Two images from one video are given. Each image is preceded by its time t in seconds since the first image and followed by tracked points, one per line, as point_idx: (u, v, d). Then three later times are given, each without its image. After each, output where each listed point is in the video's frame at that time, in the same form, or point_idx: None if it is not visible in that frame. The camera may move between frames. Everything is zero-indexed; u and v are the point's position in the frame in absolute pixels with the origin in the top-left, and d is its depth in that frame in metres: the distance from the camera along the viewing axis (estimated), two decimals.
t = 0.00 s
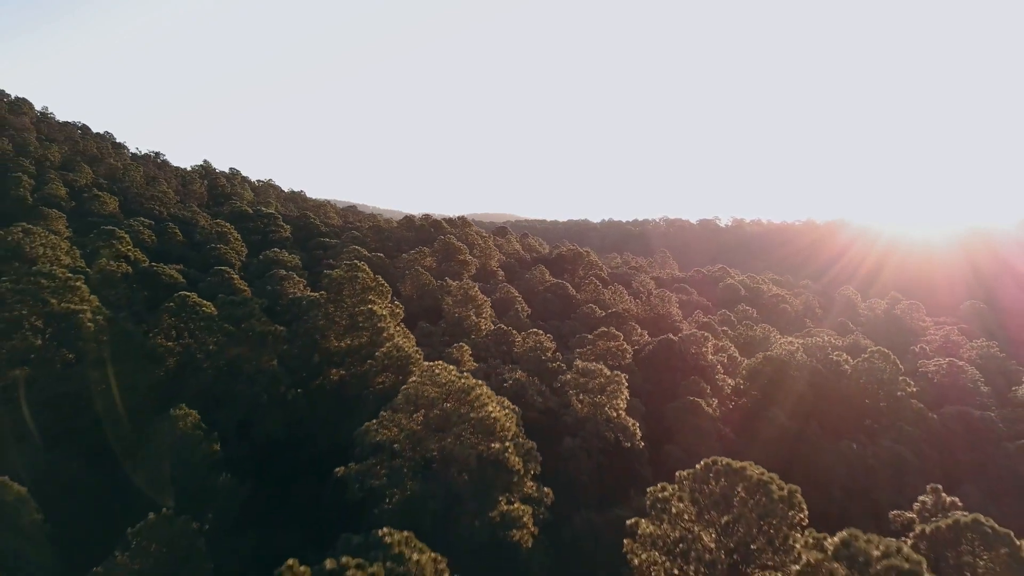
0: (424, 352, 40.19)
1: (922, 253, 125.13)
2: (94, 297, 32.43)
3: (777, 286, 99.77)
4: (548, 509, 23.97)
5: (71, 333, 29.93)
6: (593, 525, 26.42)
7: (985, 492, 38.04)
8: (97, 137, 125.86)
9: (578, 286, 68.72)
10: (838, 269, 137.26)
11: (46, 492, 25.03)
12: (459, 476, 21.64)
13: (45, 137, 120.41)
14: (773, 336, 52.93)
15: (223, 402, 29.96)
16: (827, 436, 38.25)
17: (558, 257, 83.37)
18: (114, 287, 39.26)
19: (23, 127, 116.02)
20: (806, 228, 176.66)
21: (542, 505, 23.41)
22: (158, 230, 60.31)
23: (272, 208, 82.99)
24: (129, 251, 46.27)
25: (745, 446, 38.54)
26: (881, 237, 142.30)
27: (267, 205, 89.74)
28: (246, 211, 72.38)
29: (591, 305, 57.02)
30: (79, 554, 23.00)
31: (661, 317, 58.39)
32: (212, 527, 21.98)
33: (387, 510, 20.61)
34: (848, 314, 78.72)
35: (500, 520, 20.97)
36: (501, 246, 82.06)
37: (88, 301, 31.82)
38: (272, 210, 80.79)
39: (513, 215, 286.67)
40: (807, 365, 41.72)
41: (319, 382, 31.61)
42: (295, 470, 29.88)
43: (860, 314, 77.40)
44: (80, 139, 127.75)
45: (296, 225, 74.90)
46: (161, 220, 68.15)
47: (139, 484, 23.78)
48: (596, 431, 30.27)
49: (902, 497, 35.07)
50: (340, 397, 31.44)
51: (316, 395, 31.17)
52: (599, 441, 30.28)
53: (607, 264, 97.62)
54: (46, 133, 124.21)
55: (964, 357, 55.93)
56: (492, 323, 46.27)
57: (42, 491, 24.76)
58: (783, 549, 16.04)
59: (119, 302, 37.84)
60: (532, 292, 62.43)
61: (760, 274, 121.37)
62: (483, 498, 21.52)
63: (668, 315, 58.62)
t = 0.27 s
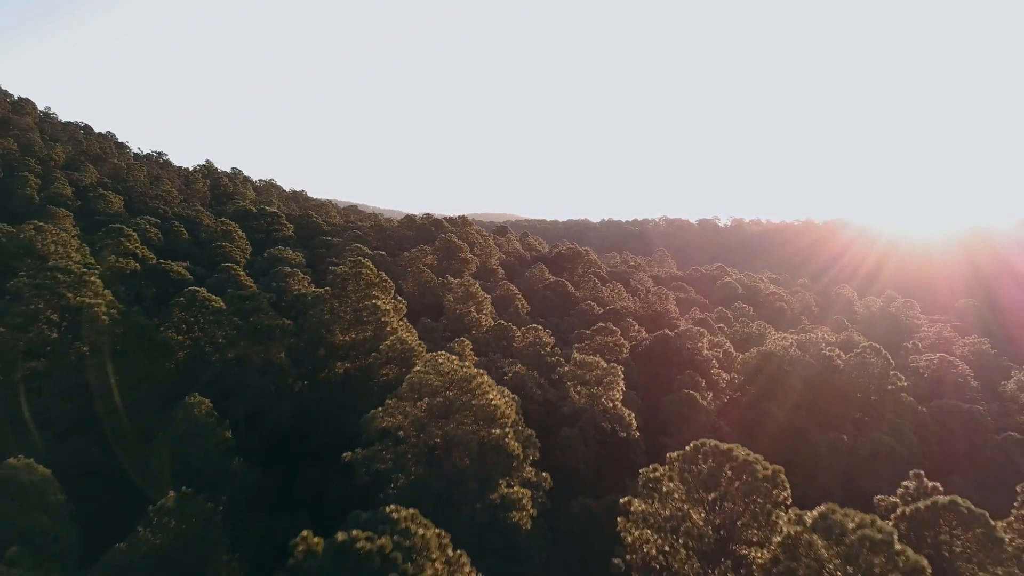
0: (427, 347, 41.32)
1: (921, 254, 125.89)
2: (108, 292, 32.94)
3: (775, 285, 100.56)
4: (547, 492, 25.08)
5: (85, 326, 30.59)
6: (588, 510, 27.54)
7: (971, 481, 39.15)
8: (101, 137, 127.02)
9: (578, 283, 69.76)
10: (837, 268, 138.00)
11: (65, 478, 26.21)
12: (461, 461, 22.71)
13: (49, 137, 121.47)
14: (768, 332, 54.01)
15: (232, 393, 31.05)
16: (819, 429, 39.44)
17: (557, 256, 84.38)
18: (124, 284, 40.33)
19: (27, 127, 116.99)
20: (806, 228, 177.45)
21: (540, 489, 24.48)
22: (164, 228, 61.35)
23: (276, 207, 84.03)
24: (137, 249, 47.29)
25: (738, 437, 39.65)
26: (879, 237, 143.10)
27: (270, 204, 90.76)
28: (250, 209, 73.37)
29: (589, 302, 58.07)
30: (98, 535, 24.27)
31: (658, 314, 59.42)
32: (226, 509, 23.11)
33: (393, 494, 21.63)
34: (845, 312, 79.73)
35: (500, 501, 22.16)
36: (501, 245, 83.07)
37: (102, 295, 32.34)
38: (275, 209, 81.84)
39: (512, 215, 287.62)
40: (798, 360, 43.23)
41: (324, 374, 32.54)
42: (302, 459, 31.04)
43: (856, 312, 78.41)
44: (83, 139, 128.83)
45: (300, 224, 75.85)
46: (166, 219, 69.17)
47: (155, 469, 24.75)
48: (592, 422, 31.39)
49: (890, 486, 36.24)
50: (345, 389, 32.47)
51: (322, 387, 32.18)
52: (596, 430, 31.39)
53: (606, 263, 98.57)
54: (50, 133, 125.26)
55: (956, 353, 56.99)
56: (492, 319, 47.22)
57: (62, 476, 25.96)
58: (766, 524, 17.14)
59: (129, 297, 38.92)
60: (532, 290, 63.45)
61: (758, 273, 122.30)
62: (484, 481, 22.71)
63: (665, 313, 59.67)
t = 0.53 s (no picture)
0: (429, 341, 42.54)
1: (920, 254, 126.80)
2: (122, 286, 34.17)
3: (773, 284, 101.58)
4: (546, 474, 26.28)
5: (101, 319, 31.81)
6: (585, 494, 28.80)
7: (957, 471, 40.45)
8: (105, 137, 128.27)
9: (577, 281, 70.93)
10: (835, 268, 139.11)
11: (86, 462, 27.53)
12: (464, 445, 23.86)
13: (54, 137, 122.60)
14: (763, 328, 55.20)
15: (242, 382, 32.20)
16: (809, 421, 40.72)
17: (557, 254, 85.53)
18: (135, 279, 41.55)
19: (32, 127, 118.13)
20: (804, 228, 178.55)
21: (539, 472, 25.62)
22: (171, 226, 62.53)
23: (279, 206, 85.18)
24: (146, 246, 48.48)
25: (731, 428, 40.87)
26: (878, 237, 144.07)
27: (274, 203, 91.93)
28: (254, 208, 74.54)
29: (588, 298, 59.26)
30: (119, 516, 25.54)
31: (655, 311, 60.60)
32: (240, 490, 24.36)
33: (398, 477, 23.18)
34: (840, 310, 80.94)
35: (502, 482, 23.14)
36: (501, 244, 84.22)
37: (117, 289, 33.59)
38: (278, 208, 83.03)
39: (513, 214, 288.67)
40: (789, 355, 44.61)
41: (330, 366, 33.80)
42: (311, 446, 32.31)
43: (851, 309, 79.59)
44: (87, 139, 130.10)
45: (303, 223, 77.02)
46: (172, 217, 70.35)
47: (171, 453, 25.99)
48: (590, 411, 32.67)
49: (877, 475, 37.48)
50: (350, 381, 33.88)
51: (328, 379, 33.43)
52: (592, 420, 32.68)
53: (605, 262, 99.75)
54: (54, 133, 126.36)
55: (947, 349, 58.22)
56: (493, 315, 48.07)
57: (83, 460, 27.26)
58: (749, 499, 18.38)
59: (141, 292, 40.15)
60: (532, 287, 64.66)
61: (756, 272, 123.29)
62: (485, 464, 23.90)
63: (662, 310, 60.84)
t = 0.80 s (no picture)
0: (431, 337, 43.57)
1: (921, 253, 127.25)
2: (134, 282, 35.26)
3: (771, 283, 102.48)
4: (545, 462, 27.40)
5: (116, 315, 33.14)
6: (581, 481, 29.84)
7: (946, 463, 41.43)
8: (109, 137, 129.45)
9: (576, 279, 71.92)
10: (835, 267, 139.78)
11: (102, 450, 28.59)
12: (465, 432, 24.94)
13: (58, 137, 123.79)
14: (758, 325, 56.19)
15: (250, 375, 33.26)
16: (802, 415, 41.79)
17: (557, 254, 86.50)
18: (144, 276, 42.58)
19: (36, 127, 119.31)
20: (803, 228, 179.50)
21: (538, 460, 26.70)
22: (176, 225, 63.54)
23: (282, 206, 86.22)
24: (153, 245, 49.55)
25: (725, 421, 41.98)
26: (877, 237, 144.81)
27: (276, 203, 92.95)
28: (258, 208, 75.61)
29: (587, 296, 60.24)
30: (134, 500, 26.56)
31: (652, 309, 61.63)
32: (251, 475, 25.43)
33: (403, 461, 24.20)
34: (837, 309, 81.80)
35: (502, 468, 24.36)
36: (501, 243, 85.22)
37: (129, 285, 34.69)
38: (282, 208, 84.10)
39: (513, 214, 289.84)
40: (781, 351, 45.71)
41: (335, 360, 34.90)
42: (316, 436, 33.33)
43: (848, 308, 80.50)
44: (91, 139, 131.26)
45: (306, 222, 78.04)
46: (177, 216, 71.41)
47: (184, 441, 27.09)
48: (587, 403, 33.63)
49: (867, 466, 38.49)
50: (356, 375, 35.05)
51: (333, 372, 34.53)
52: (590, 411, 33.64)
53: (604, 261, 100.80)
54: (58, 133, 127.51)
55: (940, 345, 59.15)
56: (493, 312, 49.15)
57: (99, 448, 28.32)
58: (736, 480, 19.45)
59: (149, 288, 41.16)
60: (531, 285, 65.66)
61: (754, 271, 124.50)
62: (486, 451, 24.97)
63: (660, 308, 61.87)
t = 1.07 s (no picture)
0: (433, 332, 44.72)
1: (920, 253, 127.82)
2: (147, 277, 36.31)
3: (769, 282, 103.55)
4: (544, 448, 28.56)
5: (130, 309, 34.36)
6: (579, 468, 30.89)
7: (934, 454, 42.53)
8: (112, 137, 130.66)
9: (574, 277, 73.07)
10: (834, 268, 140.53)
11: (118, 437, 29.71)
12: (468, 420, 26.12)
13: (62, 137, 125.00)
14: (753, 321, 57.30)
15: (259, 367, 34.37)
16: (793, 407, 42.97)
17: (556, 252, 87.64)
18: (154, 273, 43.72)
19: (41, 127, 120.46)
20: (802, 228, 180.46)
21: (537, 447, 27.84)
22: (182, 223, 64.68)
23: (285, 205, 87.37)
24: (162, 242, 50.70)
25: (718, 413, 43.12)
26: (877, 237, 145.49)
27: (279, 202, 94.09)
28: (261, 207, 76.71)
29: (585, 293, 61.38)
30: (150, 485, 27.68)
31: (650, 306, 62.75)
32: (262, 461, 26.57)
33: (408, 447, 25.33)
34: (832, 306, 82.94)
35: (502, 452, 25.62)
36: (501, 241, 86.31)
37: (142, 280, 35.77)
38: (285, 207, 85.25)
39: (513, 214, 291.06)
40: (773, 345, 47.03)
41: (341, 354, 36.04)
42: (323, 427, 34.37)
43: (843, 305, 81.61)
44: (95, 139, 132.52)
45: (310, 221, 79.15)
46: (182, 215, 72.52)
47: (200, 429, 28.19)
48: (585, 395, 34.73)
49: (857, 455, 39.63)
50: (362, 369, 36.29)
51: (339, 364, 35.70)
52: (587, 402, 34.82)
53: (603, 259, 101.94)
54: (62, 134, 128.70)
55: (931, 340, 60.27)
56: (494, 308, 50.29)
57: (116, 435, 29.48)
58: (722, 461, 20.64)
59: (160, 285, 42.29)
60: (531, 283, 66.81)
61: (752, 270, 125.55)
62: (487, 437, 26.18)
63: (657, 305, 63.01)
